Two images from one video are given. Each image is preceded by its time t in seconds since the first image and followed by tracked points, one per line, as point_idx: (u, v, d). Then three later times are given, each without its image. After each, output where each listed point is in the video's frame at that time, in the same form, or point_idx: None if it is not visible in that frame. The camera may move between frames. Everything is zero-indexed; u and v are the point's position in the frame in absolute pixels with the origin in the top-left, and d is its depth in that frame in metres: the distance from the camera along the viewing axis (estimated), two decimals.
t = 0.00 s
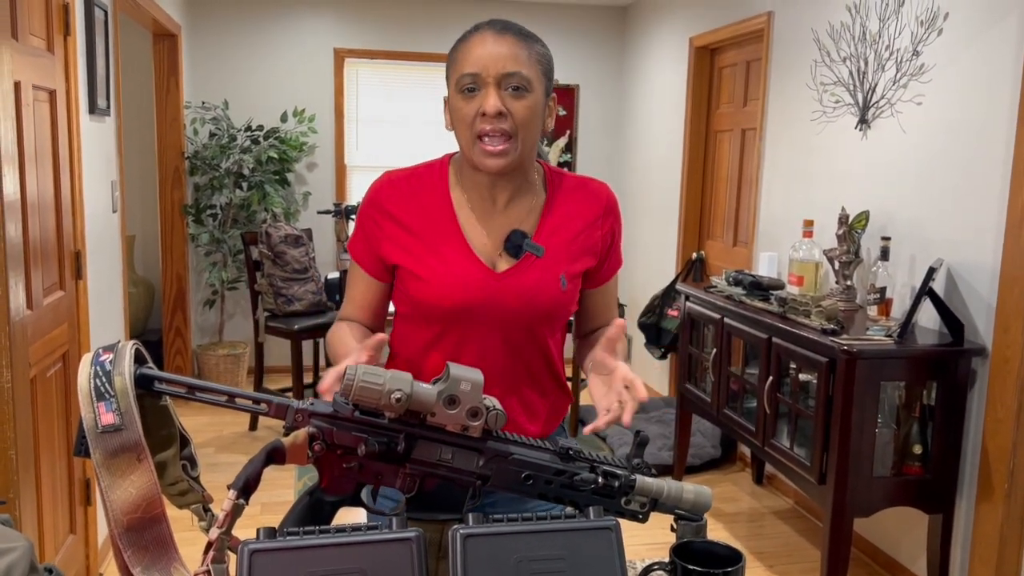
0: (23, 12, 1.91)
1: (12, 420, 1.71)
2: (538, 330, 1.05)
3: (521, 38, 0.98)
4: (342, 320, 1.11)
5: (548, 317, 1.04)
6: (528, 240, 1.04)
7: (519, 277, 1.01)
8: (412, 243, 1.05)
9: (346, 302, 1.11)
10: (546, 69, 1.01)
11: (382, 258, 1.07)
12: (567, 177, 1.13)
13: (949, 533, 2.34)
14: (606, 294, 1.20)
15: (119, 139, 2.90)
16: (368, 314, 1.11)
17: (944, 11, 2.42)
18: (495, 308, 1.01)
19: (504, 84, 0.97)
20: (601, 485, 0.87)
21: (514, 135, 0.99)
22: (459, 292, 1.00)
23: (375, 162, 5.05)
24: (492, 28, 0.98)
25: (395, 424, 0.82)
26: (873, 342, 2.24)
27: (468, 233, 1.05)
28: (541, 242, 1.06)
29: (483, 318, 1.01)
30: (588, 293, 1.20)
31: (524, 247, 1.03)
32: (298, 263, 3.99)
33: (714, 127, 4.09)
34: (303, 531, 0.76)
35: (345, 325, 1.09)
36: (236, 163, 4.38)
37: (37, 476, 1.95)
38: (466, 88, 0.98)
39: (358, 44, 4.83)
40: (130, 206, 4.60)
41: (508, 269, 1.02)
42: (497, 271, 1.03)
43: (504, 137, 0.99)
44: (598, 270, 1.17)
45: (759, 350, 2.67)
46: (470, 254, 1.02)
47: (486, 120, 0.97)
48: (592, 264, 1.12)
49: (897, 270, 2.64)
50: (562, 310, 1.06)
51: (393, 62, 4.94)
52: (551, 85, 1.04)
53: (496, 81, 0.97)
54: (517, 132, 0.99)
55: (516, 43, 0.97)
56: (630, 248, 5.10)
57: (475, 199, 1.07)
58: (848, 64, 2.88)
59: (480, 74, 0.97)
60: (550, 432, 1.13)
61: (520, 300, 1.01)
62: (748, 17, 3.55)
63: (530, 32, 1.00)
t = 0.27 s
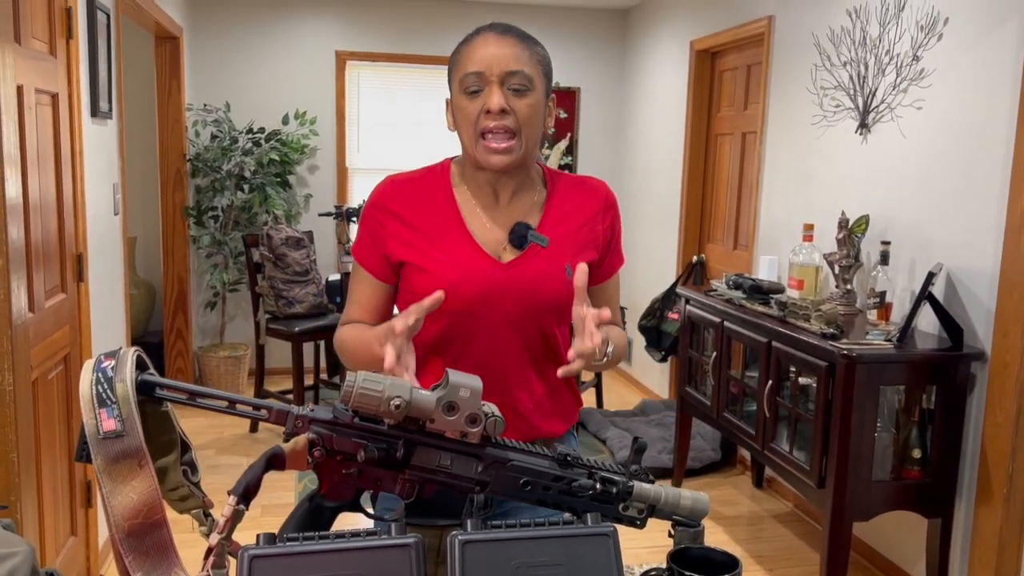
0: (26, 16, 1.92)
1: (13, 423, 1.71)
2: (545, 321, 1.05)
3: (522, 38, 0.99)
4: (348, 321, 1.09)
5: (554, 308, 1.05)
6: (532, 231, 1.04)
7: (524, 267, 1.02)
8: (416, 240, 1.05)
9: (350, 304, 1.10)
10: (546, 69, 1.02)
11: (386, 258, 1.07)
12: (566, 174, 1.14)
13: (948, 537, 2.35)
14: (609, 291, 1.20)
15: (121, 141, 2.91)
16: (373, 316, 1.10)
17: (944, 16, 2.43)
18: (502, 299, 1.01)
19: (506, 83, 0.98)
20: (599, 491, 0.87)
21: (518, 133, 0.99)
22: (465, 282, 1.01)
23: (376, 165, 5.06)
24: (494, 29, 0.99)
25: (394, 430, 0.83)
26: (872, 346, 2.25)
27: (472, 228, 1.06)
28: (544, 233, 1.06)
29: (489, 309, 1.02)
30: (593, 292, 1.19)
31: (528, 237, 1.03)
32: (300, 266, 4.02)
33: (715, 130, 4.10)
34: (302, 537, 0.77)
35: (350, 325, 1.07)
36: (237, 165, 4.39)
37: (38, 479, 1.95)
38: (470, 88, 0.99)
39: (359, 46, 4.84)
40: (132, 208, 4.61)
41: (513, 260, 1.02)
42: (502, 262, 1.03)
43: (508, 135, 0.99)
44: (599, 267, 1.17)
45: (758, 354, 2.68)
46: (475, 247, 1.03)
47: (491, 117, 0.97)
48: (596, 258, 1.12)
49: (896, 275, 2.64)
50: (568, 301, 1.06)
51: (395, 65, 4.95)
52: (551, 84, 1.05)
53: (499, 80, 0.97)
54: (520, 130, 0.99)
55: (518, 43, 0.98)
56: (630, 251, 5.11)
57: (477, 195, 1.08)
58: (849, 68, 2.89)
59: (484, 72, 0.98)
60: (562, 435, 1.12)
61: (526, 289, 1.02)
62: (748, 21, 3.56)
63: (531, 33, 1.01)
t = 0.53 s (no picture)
0: (29, 18, 1.93)
1: (16, 424, 1.72)
2: (549, 317, 1.06)
3: (523, 50, 1.00)
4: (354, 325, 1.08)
5: (557, 304, 1.06)
6: (534, 228, 1.06)
7: (526, 263, 1.03)
8: (420, 240, 1.06)
9: (356, 307, 1.09)
10: (546, 79, 1.02)
11: (391, 259, 1.08)
12: (567, 176, 1.15)
13: (947, 540, 2.35)
14: (611, 293, 1.20)
15: (123, 143, 2.91)
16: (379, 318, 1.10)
17: (944, 20, 2.44)
18: (505, 294, 1.03)
19: (507, 101, 0.98)
20: (598, 495, 0.88)
21: (517, 150, 1.01)
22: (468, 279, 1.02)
23: (378, 167, 5.07)
24: (494, 41, 1.00)
25: (395, 434, 0.84)
26: (872, 350, 2.25)
27: (474, 227, 1.07)
28: (546, 231, 1.08)
29: (494, 305, 1.03)
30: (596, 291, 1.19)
31: (530, 234, 1.05)
32: (300, 268, 4.00)
33: (716, 133, 4.11)
34: (303, 540, 0.77)
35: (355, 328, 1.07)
36: (239, 168, 4.40)
37: (41, 479, 1.96)
38: (470, 105, 1.00)
39: (361, 49, 4.85)
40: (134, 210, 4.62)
41: (516, 256, 1.04)
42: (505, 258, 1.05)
43: (507, 149, 1.01)
44: (601, 267, 1.17)
45: (759, 357, 2.68)
46: (478, 245, 1.04)
47: (490, 135, 0.99)
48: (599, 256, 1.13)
49: (896, 279, 2.65)
50: (571, 297, 1.07)
51: (396, 67, 4.96)
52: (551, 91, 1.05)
53: (499, 99, 0.98)
54: (519, 146, 1.00)
55: (517, 57, 0.99)
56: (631, 253, 5.11)
57: (480, 197, 1.09)
58: (849, 72, 2.90)
59: (483, 91, 0.98)
60: (568, 435, 1.13)
61: (529, 284, 1.03)
62: (749, 24, 3.57)
63: (530, 43, 1.01)
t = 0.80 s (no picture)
0: (35, 22, 1.94)
1: (20, 426, 1.73)
2: (553, 316, 1.07)
3: (524, 54, 1.00)
4: (362, 328, 1.09)
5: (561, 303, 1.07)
6: (537, 229, 1.07)
7: (529, 264, 1.04)
8: (425, 241, 1.07)
9: (362, 311, 1.10)
10: (548, 83, 1.03)
11: (396, 261, 1.08)
12: (570, 178, 1.16)
13: (948, 543, 2.36)
14: (613, 295, 1.20)
15: (127, 145, 2.92)
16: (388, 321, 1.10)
17: (946, 24, 2.45)
18: (509, 294, 1.03)
19: (508, 105, 0.99)
20: (602, 498, 0.89)
21: (518, 152, 1.01)
22: (473, 279, 1.03)
23: (380, 169, 5.08)
24: (496, 46, 1.00)
25: (401, 438, 0.85)
26: (873, 353, 2.26)
27: (479, 228, 1.08)
28: (550, 231, 1.09)
29: (497, 304, 1.04)
30: (598, 292, 1.20)
31: (534, 235, 1.06)
32: (304, 270, 4.05)
33: (718, 136, 4.12)
34: (310, 542, 0.78)
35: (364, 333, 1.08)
36: (242, 169, 4.41)
37: (46, 480, 1.97)
38: (472, 108, 1.00)
39: (363, 51, 4.86)
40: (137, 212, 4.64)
41: (519, 256, 1.05)
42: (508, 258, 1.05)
43: (508, 152, 1.01)
44: (605, 267, 1.17)
45: (760, 360, 2.69)
46: (482, 245, 1.05)
47: (492, 139, 1.00)
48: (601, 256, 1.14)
49: (897, 282, 2.66)
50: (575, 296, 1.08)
51: (398, 69, 4.98)
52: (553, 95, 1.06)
53: (500, 102, 0.99)
54: (521, 148, 1.01)
55: (519, 61, 0.99)
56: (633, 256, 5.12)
57: (483, 199, 1.10)
58: (851, 76, 2.90)
59: (486, 95, 0.99)
60: (572, 437, 1.14)
61: (533, 284, 1.04)
62: (751, 27, 3.58)
63: (531, 47, 1.02)
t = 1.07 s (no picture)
0: (39, 23, 1.95)
1: (23, 427, 1.74)
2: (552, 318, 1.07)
3: (530, 57, 1.01)
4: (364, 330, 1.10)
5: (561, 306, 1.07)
6: (538, 232, 1.07)
7: (530, 267, 1.05)
8: (426, 242, 1.07)
9: (365, 313, 1.11)
10: (553, 85, 1.04)
11: (398, 262, 1.09)
12: (572, 182, 1.16)
13: (948, 544, 2.36)
14: (613, 298, 1.21)
15: (129, 146, 2.93)
16: (389, 321, 1.12)
17: (946, 27, 2.45)
18: (510, 296, 1.04)
19: (516, 105, 1.00)
20: (604, 499, 0.89)
21: (525, 151, 1.02)
22: (474, 281, 1.04)
23: (381, 170, 5.09)
24: (503, 49, 1.01)
25: (405, 439, 0.85)
26: (873, 355, 2.26)
27: (480, 230, 1.08)
28: (550, 234, 1.09)
29: (498, 306, 1.04)
30: (598, 296, 1.21)
31: (535, 238, 1.06)
32: (305, 270, 4.05)
33: (719, 137, 4.12)
34: (314, 542, 0.79)
35: (367, 333, 1.09)
36: (244, 170, 4.42)
37: (48, 479, 1.98)
38: (480, 107, 1.01)
39: (365, 52, 4.87)
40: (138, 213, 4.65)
41: (520, 259, 1.05)
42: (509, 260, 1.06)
43: (516, 151, 1.02)
44: (606, 270, 1.18)
45: (761, 361, 2.69)
46: (483, 247, 1.06)
47: (499, 138, 1.00)
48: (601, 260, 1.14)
49: (898, 284, 2.66)
50: (575, 299, 1.09)
51: (399, 71, 4.98)
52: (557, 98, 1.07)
53: (508, 102, 0.99)
54: (528, 147, 1.02)
55: (526, 63, 1.00)
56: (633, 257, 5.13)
57: (485, 201, 1.10)
58: (852, 78, 2.91)
59: (494, 94, 1.00)
60: (573, 437, 1.14)
61: (533, 287, 1.05)
62: (752, 30, 3.59)
63: (537, 50, 1.03)
